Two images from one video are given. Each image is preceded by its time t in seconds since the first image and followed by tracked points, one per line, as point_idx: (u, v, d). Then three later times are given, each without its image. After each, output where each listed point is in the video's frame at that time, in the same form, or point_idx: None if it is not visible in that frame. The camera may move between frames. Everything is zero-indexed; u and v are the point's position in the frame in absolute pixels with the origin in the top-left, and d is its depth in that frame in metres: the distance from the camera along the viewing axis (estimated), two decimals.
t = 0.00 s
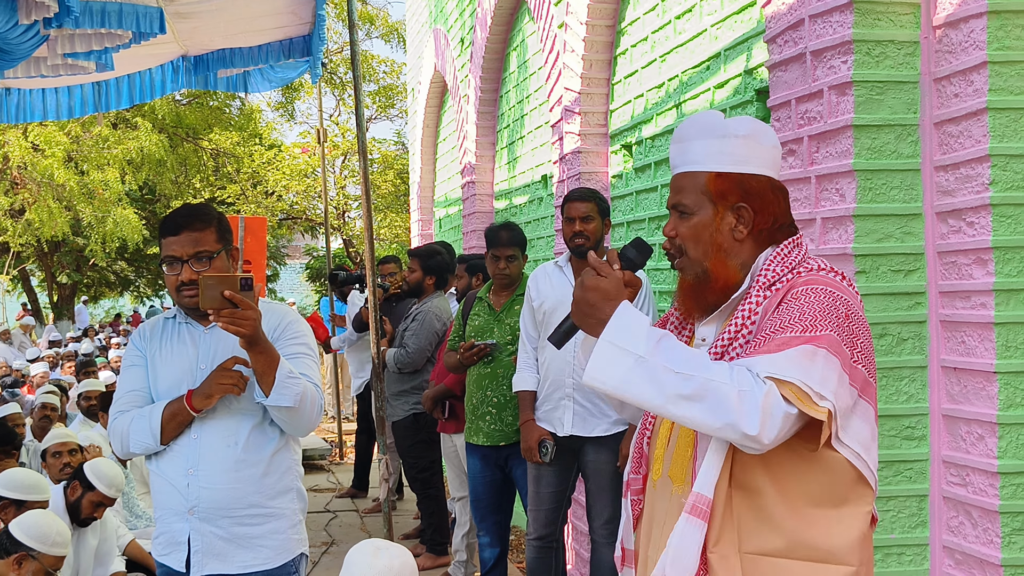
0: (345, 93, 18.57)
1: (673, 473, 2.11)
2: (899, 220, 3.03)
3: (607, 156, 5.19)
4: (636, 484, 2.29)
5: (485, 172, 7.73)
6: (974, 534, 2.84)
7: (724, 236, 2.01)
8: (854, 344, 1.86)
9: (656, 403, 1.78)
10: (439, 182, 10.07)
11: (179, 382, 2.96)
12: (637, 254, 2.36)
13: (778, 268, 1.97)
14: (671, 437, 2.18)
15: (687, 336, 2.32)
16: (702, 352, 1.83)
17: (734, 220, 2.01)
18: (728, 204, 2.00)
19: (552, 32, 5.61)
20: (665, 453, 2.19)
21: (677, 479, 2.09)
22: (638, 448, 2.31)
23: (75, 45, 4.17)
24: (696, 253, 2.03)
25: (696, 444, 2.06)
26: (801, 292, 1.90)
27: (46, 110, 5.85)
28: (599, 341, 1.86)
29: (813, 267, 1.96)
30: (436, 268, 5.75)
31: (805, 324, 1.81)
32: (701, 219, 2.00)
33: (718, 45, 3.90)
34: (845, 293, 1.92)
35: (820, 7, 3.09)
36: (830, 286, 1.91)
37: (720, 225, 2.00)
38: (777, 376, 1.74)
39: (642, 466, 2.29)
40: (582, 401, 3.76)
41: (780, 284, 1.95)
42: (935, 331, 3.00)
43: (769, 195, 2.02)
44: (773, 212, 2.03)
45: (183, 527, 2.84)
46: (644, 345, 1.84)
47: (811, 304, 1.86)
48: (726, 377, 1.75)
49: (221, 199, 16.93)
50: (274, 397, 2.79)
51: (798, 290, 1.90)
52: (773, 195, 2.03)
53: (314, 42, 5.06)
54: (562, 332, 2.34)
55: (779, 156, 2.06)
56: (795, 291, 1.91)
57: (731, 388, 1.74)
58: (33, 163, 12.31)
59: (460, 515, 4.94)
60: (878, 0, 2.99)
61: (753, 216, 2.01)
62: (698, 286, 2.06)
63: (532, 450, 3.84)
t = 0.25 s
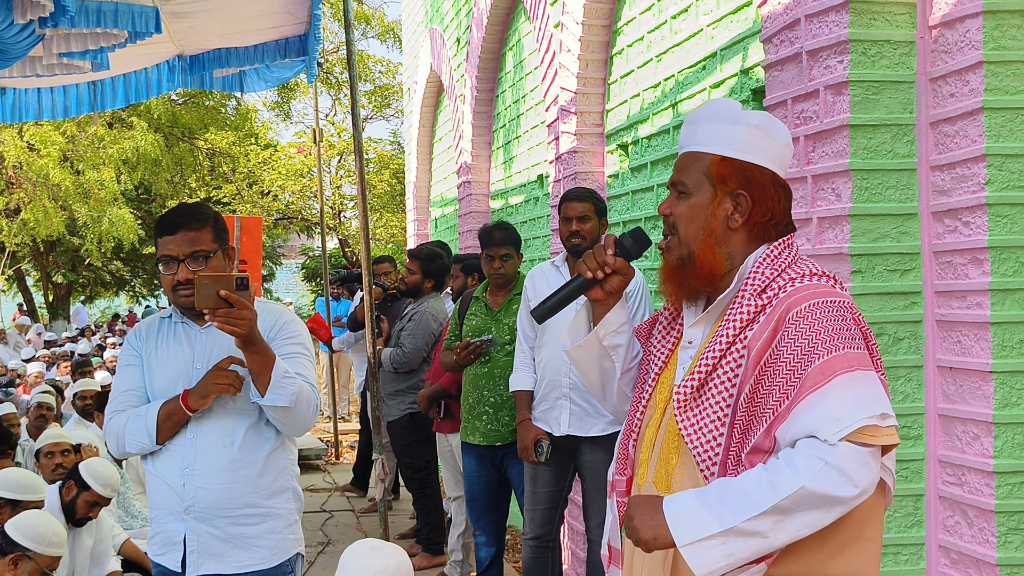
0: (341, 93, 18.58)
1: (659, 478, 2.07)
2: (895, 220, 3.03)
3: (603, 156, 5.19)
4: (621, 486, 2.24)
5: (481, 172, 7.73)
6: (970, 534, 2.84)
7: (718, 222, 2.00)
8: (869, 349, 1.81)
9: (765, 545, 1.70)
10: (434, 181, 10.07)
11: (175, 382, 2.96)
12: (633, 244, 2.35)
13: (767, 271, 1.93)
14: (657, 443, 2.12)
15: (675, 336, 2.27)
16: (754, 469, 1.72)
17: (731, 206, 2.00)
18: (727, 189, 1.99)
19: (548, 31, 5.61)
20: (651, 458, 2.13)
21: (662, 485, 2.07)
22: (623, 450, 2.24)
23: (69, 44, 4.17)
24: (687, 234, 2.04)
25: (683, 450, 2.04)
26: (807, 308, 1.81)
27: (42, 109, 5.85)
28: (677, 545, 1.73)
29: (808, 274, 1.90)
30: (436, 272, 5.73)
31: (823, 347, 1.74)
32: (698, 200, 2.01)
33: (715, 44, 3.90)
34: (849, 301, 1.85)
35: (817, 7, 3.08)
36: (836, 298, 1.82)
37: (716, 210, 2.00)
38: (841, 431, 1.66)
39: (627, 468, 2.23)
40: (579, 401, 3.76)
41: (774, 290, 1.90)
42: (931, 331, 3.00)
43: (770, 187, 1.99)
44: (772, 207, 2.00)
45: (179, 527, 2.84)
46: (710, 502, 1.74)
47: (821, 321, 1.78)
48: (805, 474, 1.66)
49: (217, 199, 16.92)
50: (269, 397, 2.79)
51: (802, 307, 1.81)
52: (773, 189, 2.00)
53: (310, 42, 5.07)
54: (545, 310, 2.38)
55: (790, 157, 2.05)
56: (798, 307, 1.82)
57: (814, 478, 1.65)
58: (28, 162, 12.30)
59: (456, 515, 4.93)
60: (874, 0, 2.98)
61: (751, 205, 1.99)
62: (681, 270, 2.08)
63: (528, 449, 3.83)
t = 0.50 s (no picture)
0: (338, 92, 18.58)
1: (650, 484, 2.02)
2: (892, 220, 3.03)
3: (600, 155, 5.19)
4: (613, 490, 2.20)
5: (478, 171, 7.73)
6: (967, 534, 2.84)
7: (716, 220, 1.97)
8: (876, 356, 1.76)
9: None
10: (432, 181, 10.07)
11: (171, 382, 2.95)
12: (627, 242, 2.34)
13: (768, 274, 1.87)
14: (649, 447, 2.07)
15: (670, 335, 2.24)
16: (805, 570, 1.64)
17: (728, 205, 1.97)
18: (724, 186, 1.97)
19: (546, 31, 5.61)
20: (643, 462, 2.07)
21: (653, 492, 2.01)
22: (616, 453, 2.19)
23: (67, 44, 4.17)
24: (684, 233, 2.02)
25: (674, 456, 1.99)
26: (811, 316, 1.75)
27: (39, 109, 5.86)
28: None
29: (810, 276, 1.83)
30: (434, 273, 5.71)
31: (832, 359, 1.68)
32: (694, 199, 1.99)
33: (712, 44, 3.90)
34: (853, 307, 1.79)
35: (814, 7, 3.08)
36: (841, 304, 1.75)
37: (713, 208, 1.97)
38: (861, 452, 1.61)
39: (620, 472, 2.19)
40: (577, 400, 3.76)
41: (773, 295, 1.84)
42: (929, 331, 3.00)
43: (769, 185, 1.96)
44: (770, 204, 1.97)
45: (176, 527, 2.84)
46: None
47: (830, 329, 1.72)
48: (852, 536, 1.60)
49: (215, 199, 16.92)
50: (266, 397, 2.79)
51: (806, 315, 1.75)
52: (773, 186, 1.97)
53: (307, 42, 5.08)
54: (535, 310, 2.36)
55: (788, 153, 2.02)
56: (802, 315, 1.76)
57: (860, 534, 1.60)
58: (25, 162, 12.29)
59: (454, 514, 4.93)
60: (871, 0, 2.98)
61: (749, 203, 1.96)
62: (678, 272, 2.05)
63: (526, 449, 3.83)
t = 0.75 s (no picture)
0: (337, 92, 18.58)
1: (649, 493, 2.00)
2: (891, 220, 3.03)
3: (599, 155, 5.19)
4: (611, 496, 2.18)
5: (477, 171, 7.73)
6: (966, 534, 2.84)
7: (717, 221, 1.95)
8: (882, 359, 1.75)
9: None
10: (430, 181, 10.07)
11: (169, 382, 2.95)
12: (626, 245, 2.36)
13: (770, 276, 1.86)
14: (647, 454, 2.05)
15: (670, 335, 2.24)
16: None
17: (729, 204, 1.95)
18: (724, 185, 1.94)
19: (544, 31, 5.61)
20: (642, 469, 2.05)
21: (652, 500, 1.98)
22: (614, 459, 2.18)
23: (65, 44, 4.17)
24: (684, 236, 1.99)
25: (674, 463, 1.96)
26: (817, 321, 1.73)
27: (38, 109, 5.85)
28: None
29: (813, 278, 1.82)
30: (432, 273, 5.70)
31: (840, 365, 1.66)
32: (693, 200, 1.95)
33: (711, 44, 3.90)
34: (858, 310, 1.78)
35: (813, 7, 3.08)
36: (846, 308, 1.74)
37: (713, 209, 1.94)
38: (873, 463, 1.60)
39: (618, 478, 2.17)
40: (575, 401, 3.76)
41: (776, 298, 1.82)
42: (927, 331, 2.99)
43: (769, 181, 1.95)
44: (771, 201, 1.95)
45: (174, 528, 2.83)
46: None
47: (836, 335, 1.70)
48: (874, 559, 1.58)
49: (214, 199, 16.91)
50: (263, 397, 2.79)
51: (811, 320, 1.73)
52: (773, 182, 1.95)
53: (306, 41, 5.08)
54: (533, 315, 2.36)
55: (784, 146, 2.01)
56: (807, 320, 1.74)
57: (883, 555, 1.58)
58: (24, 162, 12.28)
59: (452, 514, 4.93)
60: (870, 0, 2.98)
61: (750, 201, 1.94)
62: (679, 276, 2.02)
63: (525, 449, 3.82)
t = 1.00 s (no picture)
0: (336, 92, 18.58)
1: (652, 499, 1.99)
2: (889, 220, 3.03)
3: (597, 155, 5.19)
4: (609, 500, 2.17)
5: (475, 171, 7.73)
6: (964, 534, 2.83)
7: (722, 222, 1.94)
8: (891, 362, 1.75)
9: None
10: (429, 181, 10.07)
11: (167, 382, 2.95)
12: (627, 246, 2.35)
13: (776, 278, 1.86)
14: (649, 460, 2.04)
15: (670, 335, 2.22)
16: None
17: (735, 204, 1.94)
18: (729, 185, 1.93)
19: (543, 31, 5.61)
20: (644, 474, 2.05)
21: (656, 507, 1.98)
22: (613, 462, 2.18)
23: (63, 43, 4.17)
24: (689, 238, 1.98)
25: (679, 469, 1.96)
26: (827, 327, 1.72)
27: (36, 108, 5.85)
28: None
29: (821, 281, 1.81)
30: (429, 272, 5.70)
31: (852, 372, 1.66)
32: (698, 201, 1.94)
33: (709, 44, 3.90)
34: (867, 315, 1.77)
35: (811, 7, 3.08)
36: (857, 312, 1.73)
37: (719, 209, 1.94)
38: (887, 472, 1.59)
39: (616, 482, 2.17)
40: (573, 400, 3.76)
41: (785, 302, 1.81)
42: (925, 330, 2.99)
43: (774, 179, 1.95)
44: (776, 199, 1.95)
45: (171, 528, 2.83)
46: None
47: (846, 340, 1.69)
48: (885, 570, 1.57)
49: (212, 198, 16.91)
50: (261, 397, 2.78)
51: (822, 325, 1.72)
52: (778, 180, 1.95)
53: (304, 41, 5.09)
54: (531, 318, 2.34)
55: (785, 142, 2.01)
56: (818, 325, 1.73)
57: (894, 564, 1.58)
58: (21, 161, 12.27)
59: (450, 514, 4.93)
60: (868, 0, 2.98)
61: (756, 201, 1.94)
62: (684, 279, 2.00)
63: (523, 448, 3.81)
